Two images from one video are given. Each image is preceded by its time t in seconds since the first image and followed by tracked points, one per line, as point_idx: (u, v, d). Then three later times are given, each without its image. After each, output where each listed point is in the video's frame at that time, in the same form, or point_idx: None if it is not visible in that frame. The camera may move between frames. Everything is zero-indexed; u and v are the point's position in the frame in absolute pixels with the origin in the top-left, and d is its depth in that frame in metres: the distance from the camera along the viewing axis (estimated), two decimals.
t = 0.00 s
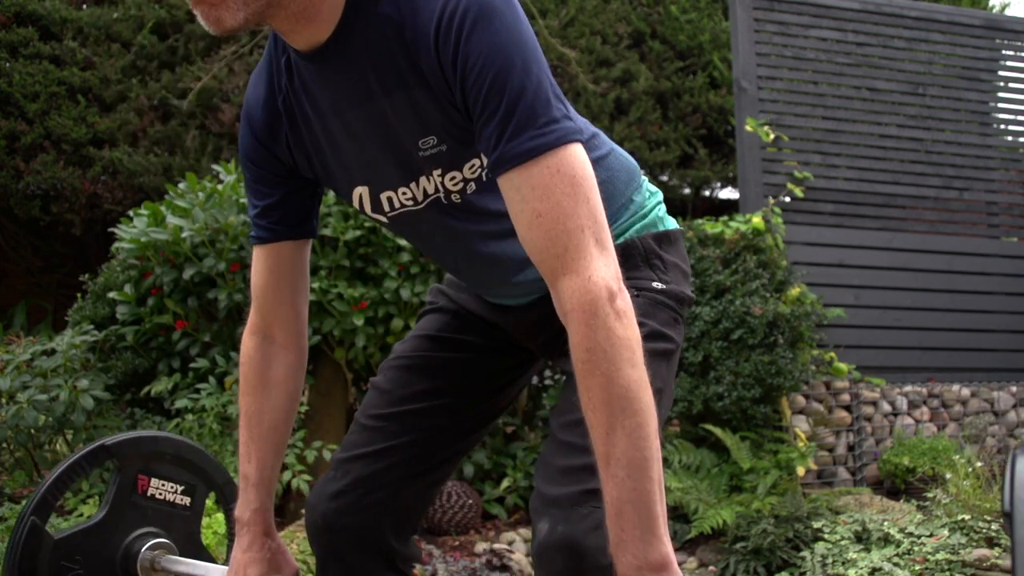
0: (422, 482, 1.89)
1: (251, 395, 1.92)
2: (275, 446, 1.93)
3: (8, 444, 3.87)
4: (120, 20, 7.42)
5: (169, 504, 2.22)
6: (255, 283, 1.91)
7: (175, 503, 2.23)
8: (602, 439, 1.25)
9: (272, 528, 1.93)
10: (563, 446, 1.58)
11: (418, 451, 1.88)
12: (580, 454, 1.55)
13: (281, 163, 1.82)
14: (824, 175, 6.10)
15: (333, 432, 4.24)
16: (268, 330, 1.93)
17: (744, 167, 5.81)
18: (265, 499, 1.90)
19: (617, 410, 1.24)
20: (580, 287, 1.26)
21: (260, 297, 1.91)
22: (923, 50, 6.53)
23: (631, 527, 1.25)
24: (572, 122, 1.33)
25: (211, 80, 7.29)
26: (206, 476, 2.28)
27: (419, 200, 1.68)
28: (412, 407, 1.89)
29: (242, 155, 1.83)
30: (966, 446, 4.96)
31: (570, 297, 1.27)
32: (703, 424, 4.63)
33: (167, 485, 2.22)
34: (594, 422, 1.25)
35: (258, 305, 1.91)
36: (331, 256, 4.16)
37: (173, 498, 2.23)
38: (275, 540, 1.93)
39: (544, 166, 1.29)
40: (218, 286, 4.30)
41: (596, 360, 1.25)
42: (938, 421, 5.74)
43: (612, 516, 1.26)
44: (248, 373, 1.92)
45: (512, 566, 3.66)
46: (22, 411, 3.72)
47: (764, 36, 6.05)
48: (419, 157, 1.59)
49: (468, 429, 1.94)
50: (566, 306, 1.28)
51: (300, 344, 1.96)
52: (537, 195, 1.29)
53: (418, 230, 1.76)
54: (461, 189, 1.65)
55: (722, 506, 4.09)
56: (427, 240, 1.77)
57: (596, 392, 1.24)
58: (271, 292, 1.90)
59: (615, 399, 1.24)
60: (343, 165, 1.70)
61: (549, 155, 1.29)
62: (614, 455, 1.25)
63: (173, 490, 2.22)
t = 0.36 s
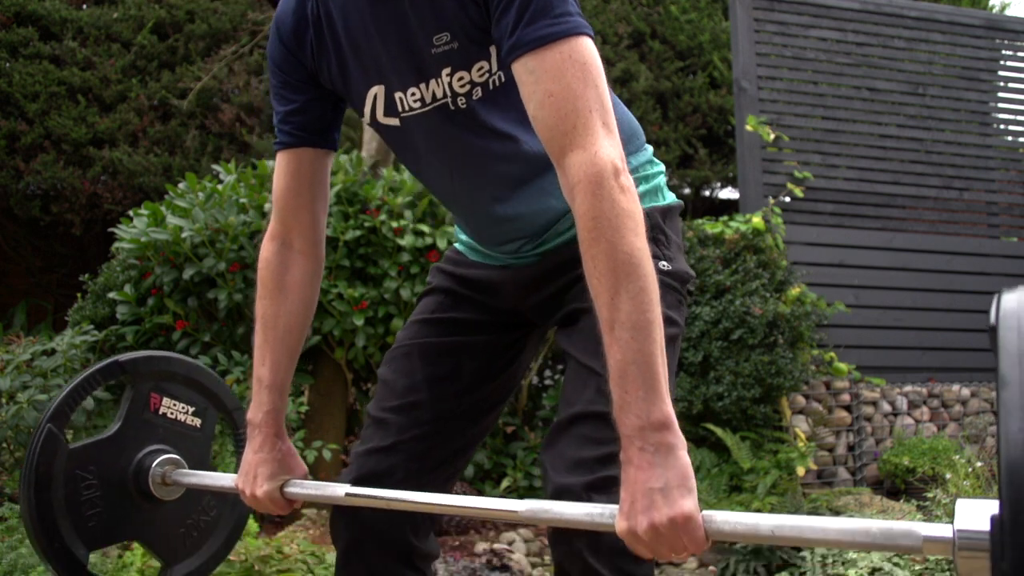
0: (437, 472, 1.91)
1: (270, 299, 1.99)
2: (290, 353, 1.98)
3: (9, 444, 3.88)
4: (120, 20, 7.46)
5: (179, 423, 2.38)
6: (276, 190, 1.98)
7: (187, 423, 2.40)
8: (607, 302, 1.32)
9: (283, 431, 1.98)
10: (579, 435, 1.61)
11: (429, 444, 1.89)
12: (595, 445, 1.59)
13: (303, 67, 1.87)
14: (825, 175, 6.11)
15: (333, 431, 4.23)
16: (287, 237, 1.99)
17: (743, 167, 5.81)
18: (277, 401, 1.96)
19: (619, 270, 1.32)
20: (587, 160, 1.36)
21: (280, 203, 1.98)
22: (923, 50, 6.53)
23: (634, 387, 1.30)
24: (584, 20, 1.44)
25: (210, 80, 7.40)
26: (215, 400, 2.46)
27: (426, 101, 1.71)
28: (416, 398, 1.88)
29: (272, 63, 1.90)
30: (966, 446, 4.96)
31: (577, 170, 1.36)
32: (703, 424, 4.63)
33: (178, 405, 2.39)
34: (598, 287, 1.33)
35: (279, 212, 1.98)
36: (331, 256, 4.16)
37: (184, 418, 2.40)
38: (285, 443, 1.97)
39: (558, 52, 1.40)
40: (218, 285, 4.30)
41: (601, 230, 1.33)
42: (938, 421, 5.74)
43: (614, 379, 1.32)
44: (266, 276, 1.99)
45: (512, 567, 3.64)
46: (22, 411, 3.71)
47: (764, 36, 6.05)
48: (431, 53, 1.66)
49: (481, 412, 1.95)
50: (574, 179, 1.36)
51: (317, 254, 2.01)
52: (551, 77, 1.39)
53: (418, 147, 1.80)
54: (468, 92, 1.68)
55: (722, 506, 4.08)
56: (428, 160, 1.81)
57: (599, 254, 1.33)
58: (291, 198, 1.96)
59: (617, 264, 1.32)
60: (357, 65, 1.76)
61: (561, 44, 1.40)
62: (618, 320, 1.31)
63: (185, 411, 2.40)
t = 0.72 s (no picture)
0: (442, 489, 1.73)
1: (300, 175, 1.95)
2: (314, 230, 1.94)
3: (9, 444, 3.88)
4: (120, 20, 7.53)
5: (198, 317, 2.30)
6: (319, 70, 1.98)
7: (205, 319, 2.32)
8: (626, 138, 1.35)
9: (302, 304, 1.92)
10: (559, 468, 1.56)
11: (431, 461, 1.72)
12: (576, 474, 1.54)
13: None
14: (825, 175, 6.11)
15: (333, 430, 4.23)
16: (320, 117, 1.97)
17: (744, 167, 5.80)
18: (300, 273, 1.92)
19: (639, 107, 1.34)
20: (614, 10, 1.39)
21: (318, 85, 1.97)
22: (923, 50, 6.52)
23: (647, 214, 1.31)
24: None
25: (209, 80, 7.47)
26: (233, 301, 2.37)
27: None
28: (409, 414, 1.72)
29: None
30: (966, 446, 4.96)
31: (603, 20, 1.39)
32: (703, 424, 4.64)
33: (199, 301, 2.31)
34: (617, 125, 1.36)
35: (316, 93, 1.97)
36: (331, 256, 4.15)
37: (203, 313, 2.31)
38: (304, 315, 1.92)
39: None
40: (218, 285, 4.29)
41: (623, 72, 1.36)
42: (937, 421, 5.75)
43: (629, 207, 1.33)
44: (297, 152, 1.96)
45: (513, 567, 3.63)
46: (22, 411, 3.72)
47: (764, 36, 6.06)
48: None
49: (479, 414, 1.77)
50: (598, 29, 1.39)
51: (348, 140, 1.98)
52: None
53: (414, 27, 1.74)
54: None
55: (723, 506, 4.08)
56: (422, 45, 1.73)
57: (621, 92, 1.35)
58: (330, 77, 1.96)
59: (635, 101, 1.35)
60: None
61: None
62: (635, 154, 1.33)
63: (204, 306, 2.31)
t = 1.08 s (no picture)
0: (447, 494, 1.73)
1: (338, 109, 1.97)
2: (346, 160, 1.97)
3: (9, 444, 3.88)
4: (120, 20, 7.53)
5: (218, 255, 2.39)
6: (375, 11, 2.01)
7: (223, 257, 2.41)
8: (654, 57, 1.52)
9: (325, 232, 1.97)
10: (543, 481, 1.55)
11: (437, 469, 1.71)
12: (565, 489, 1.52)
13: None
14: (825, 175, 6.11)
15: (333, 430, 4.23)
16: (365, 57, 1.99)
17: (744, 168, 5.80)
18: (326, 201, 1.95)
19: (669, 32, 1.52)
20: None
21: (370, 25, 2.00)
22: (923, 50, 6.52)
23: (668, 118, 1.46)
24: None
25: (209, 80, 7.47)
26: (250, 242, 2.49)
27: None
28: (411, 425, 1.70)
29: None
30: (966, 446, 4.96)
31: None
32: (703, 424, 4.65)
33: (219, 240, 2.41)
34: (649, 44, 1.53)
35: (366, 32, 2.00)
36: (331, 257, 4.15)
37: (223, 252, 2.41)
38: (325, 243, 1.96)
39: None
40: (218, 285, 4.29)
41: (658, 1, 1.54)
42: (938, 421, 5.74)
43: (652, 115, 1.48)
44: (339, 87, 1.98)
45: (513, 568, 3.62)
46: (22, 411, 3.73)
47: (764, 36, 6.07)
48: None
49: (467, 417, 1.74)
50: None
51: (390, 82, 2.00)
52: None
53: None
54: None
55: (722, 506, 4.09)
56: None
57: (654, 16, 1.53)
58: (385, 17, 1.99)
59: (666, 25, 1.52)
60: None
61: None
62: (662, 69, 1.50)
63: (223, 245, 2.41)
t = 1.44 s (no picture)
0: (454, 498, 1.73)
1: (353, 116, 1.97)
2: (361, 167, 1.97)
3: (9, 444, 3.88)
4: (120, 20, 7.54)
5: (227, 259, 2.39)
6: (395, 18, 2.01)
7: (233, 262, 2.41)
8: (663, 70, 1.52)
9: (337, 237, 1.97)
10: (551, 487, 1.55)
11: (445, 473, 1.72)
12: (571, 495, 1.53)
13: None
14: (825, 175, 6.11)
15: (333, 430, 4.23)
16: (382, 64, 1.98)
17: (744, 168, 5.80)
18: (338, 207, 1.96)
19: (678, 45, 1.52)
20: None
21: (390, 32, 2.00)
22: (923, 51, 6.52)
23: (678, 131, 1.46)
24: None
25: (209, 81, 7.48)
26: (259, 248, 2.50)
27: None
28: (421, 431, 1.70)
29: None
30: (966, 446, 4.96)
31: None
32: (703, 424, 4.65)
33: (228, 244, 2.41)
34: (658, 56, 1.53)
35: (386, 39, 2.00)
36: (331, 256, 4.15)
37: (232, 257, 2.41)
38: (336, 248, 1.97)
39: None
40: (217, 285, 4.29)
41: (668, 15, 1.54)
42: (938, 421, 5.74)
43: (661, 128, 1.48)
44: (356, 94, 1.98)
45: (513, 567, 3.63)
46: (22, 411, 3.73)
47: (764, 36, 6.07)
48: None
49: (473, 422, 1.75)
50: None
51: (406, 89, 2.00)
52: None
53: None
54: None
55: (722, 506, 4.09)
56: None
57: (663, 29, 1.54)
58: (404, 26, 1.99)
59: (675, 39, 1.53)
60: None
61: None
62: (671, 81, 1.50)
63: (232, 250, 2.41)
